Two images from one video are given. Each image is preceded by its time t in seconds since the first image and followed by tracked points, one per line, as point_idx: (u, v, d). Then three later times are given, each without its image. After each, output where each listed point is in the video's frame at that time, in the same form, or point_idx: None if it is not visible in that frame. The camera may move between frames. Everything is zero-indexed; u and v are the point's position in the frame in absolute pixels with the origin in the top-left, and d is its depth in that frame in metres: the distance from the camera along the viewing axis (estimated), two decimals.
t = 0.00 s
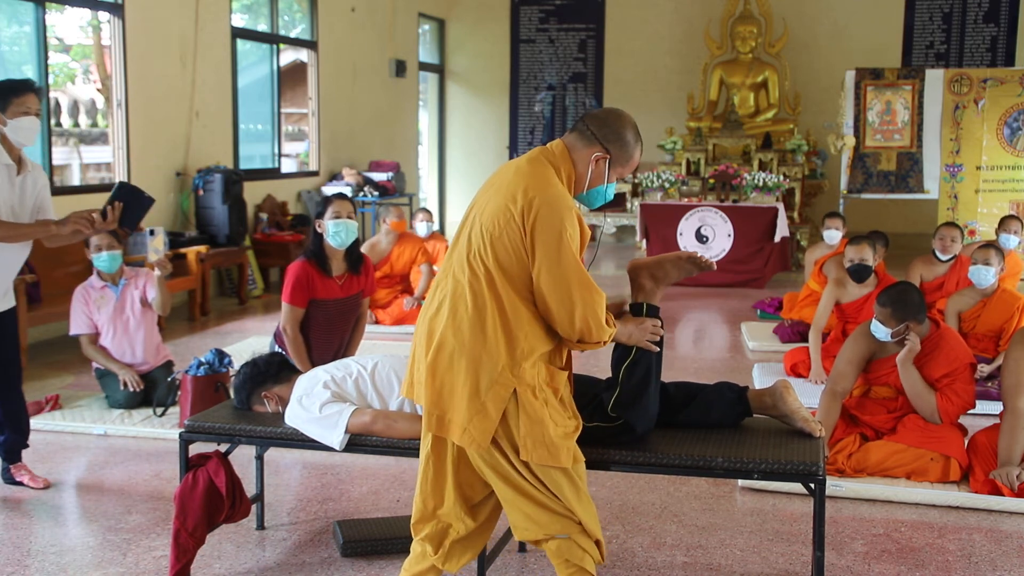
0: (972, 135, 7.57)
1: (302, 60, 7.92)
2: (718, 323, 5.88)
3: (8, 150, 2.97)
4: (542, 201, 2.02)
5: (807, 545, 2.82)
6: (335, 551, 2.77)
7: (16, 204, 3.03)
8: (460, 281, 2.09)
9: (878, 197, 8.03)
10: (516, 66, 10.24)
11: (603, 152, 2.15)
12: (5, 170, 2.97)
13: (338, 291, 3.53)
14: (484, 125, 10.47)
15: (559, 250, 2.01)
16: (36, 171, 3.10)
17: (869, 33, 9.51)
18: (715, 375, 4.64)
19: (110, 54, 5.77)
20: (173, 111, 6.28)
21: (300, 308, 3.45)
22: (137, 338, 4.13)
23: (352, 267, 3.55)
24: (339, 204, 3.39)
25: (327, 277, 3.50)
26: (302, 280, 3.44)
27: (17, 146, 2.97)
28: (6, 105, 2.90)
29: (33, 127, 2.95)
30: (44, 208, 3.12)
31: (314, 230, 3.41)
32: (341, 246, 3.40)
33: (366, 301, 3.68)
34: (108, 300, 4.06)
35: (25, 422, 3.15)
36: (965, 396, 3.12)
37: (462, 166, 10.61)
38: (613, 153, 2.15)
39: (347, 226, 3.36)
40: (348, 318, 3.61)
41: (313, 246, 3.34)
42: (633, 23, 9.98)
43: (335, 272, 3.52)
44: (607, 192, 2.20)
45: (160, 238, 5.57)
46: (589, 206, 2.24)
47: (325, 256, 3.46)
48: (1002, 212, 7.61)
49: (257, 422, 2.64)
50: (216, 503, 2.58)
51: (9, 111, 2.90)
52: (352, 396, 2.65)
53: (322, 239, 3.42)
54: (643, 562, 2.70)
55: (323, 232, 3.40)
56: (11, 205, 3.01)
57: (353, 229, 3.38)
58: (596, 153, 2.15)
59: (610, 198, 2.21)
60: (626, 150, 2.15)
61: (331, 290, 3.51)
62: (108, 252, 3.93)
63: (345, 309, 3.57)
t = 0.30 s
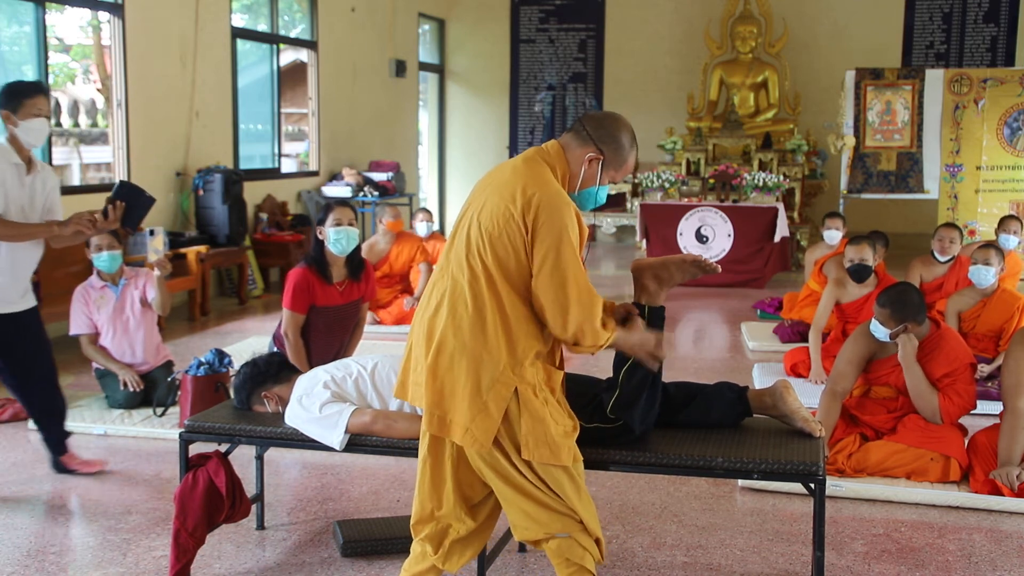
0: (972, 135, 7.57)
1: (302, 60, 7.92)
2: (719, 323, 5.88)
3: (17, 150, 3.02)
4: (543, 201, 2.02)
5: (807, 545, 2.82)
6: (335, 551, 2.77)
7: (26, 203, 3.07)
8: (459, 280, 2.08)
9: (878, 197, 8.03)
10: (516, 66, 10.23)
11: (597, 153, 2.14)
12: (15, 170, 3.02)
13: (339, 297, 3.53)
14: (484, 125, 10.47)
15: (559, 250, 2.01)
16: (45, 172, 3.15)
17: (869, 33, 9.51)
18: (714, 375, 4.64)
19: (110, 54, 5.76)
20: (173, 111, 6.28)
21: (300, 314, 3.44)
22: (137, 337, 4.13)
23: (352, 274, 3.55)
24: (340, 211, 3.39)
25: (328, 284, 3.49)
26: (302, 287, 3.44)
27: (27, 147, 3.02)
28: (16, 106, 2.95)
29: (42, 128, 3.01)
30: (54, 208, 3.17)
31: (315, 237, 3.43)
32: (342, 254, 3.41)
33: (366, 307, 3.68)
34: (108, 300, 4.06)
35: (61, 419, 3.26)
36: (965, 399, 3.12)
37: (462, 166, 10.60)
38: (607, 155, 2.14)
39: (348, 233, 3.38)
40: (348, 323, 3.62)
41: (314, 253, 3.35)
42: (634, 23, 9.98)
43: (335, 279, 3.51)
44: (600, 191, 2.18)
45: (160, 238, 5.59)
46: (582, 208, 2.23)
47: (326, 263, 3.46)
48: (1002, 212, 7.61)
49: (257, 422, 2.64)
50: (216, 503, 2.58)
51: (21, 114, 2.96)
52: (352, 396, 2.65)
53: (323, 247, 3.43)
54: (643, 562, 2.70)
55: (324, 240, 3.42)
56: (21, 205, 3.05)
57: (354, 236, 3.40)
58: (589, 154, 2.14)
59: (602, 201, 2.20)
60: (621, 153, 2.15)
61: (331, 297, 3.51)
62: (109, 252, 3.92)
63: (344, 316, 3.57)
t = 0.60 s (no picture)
0: (972, 135, 7.57)
1: (302, 60, 7.92)
2: (719, 323, 5.88)
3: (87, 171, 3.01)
4: (553, 207, 2.02)
5: (807, 545, 2.82)
6: (335, 551, 2.77)
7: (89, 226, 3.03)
8: (461, 278, 2.08)
9: (878, 197, 8.02)
10: (516, 65, 10.23)
11: (607, 165, 2.14)
12: (85, 194, 3.00)
13: (338, 298, 3.53)
14: (484, 124, 10.46)
15: (565, 256, 2.02)
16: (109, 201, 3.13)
17: (869, 33, 9.51)
18: (714, 375, 4.64)
19: (110, 54, 5.76)
20: (173, 111, 6.28)
21: (299, 315, 3.44)
22: (137, 338, 4.13)
23: (351, 274, 3.55)
24: (340, 213, 3.42)
25: (327, 285, 3.49)
26: (301, 288, 3.44)
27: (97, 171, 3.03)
28: (93, 130, 2.99)
29: (114, 154, 3.04)
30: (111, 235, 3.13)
31: (314, 237, 3.45)
32: (341, 255, 3.42)
33: (365, 308, 3.68)
34: (108, 300, 4.11)
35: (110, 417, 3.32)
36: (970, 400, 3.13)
37: (462, 166, 10.60)
38: (616, 166, 2.14)
39: (347, 234, 3.39)
40: (346, 324, 3.61)
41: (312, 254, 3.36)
42: (634, 22, 9.98)
43: (335, 280, 3.51)
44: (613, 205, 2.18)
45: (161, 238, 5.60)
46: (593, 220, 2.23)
47: (325, 264, 3.46)
48: (1002, 212, 7.61)
49: (257, 422, 2.64)
50: (216, 503, 2.58)
51: (97, 139, 2.99)
52: (351, 396, 2.65)
53: (322, 247, 3.44)
54: (643, 562, 2.70)
55: (323, 240, 3.43)
56: (84, 229, 3.02)
57: (353, 238, 3.41)
58: (599, 165, 2.14)
59: (613, 212, 2.20)
60: (633, 164, 2.15)
61: (330, 297, 3.51)
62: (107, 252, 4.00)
63: (342, 316, 3.57)
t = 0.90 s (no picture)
0: (972, 135, 7.58)
1: (302, 60, 7.92)
2: (718, 323, 5.88)
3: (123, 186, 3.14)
4: (584, 215, 2.03)
5: (807, 545, 2.82)
6: (335, 551, 2.77)
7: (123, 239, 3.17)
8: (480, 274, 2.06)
9: (878, 197, 8.02)
10: (516, 65, 10.22)
11: (626, 181, 2.15)
12: (119, 210, 3.13)
13: (338, 298, 3.53)
14: (484, 124, 10.46)
15: (594, 263, 2.03)
16: (148, 214, 3.26)
17: (869, 33, 9.51)
18: (714, 375, 4.64)
19: (110, 54, 5.76)
20: (173, 111, 6.28)
21: (299, 315, 3.44)
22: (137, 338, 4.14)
23: (351, 274, 3.54)
24: (339, 213, 3.42)
25: (327, 285, 3.49)
26: (301, 288, 3.44)
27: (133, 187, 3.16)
28: (129, 147, 3.12)
29: (151, 172, 3.15)
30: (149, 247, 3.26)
31: (314, 237, 3.45)
32: (340, 255, 3.42)
33: (364, 308, 3.67)
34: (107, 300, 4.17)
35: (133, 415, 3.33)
36: (966, 396, 3.11)
37: (463, 166, 10.60)
38: (635, 184, 2.15)
39: (346, 234, 3.39)
40: (346, 324, 3.61)
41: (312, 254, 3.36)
42: (634, 22, 9.98)
43: (334, 280, 3.52)
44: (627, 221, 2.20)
45: (161, 238, 5.60)
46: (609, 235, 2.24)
47: (325, 263, 3.47)
48: (1002, 212, 7.61)
49: (257, 422, 2.64)
50: (216, 503, 2.58)
51: (132, 155, 3.12)
52: (352, 396, 2.65)
53: (321, 247, 3.44)
54: (643, 562, 2.70)
55: (322, 240, 3.43)
56: (120, 242, 3.16)
57: (352, 237, 3.41)
58: (619, 181, 2.15)
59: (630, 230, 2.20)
60: (651, 183, 2.15)
61: (330, 297, 3.51)
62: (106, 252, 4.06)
63: (342, 316, 3.56)
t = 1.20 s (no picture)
0: (972, 135, 7.58)
1: (302, 60, 7.92)
2: (718, 323, 5.88)
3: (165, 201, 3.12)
4: (594, 213, 2.04)
5: (807, 545, 2.82)
6: (335, 551, 2.77)
7: (164, 254, 3.14)
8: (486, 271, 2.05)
9: (878, 197, 8.01)
10: (516, 65, 10.22)
11: (622, 172, 2.15)
12: (162, 226, 3.10)
13: (339, 299, 3.53)
14: (484, 125, 10.46)
15: (603, 261, 2.05)
16: (191, 228, 3.23)
17: (869, 33, 9.52)
18: (714, 375, 4.64)
19: (111, 54, 5.76)
20: (174, 111, 6.28)
21: (300, 315, 3.45)
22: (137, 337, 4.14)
23: (353, 275, 3.54)
24: (341, 213, 3.40)
25: (328, 286, 3.49)
26: (303, 288, 3.44)
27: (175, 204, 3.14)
28: (171, 164, 3.12)
29: (193, 189, 3.14)
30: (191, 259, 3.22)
31: (316, 238, 3.44)
32: (342, 256, 3.42)
33: (366, 308, 3.67)
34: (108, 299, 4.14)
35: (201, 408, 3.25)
36: (962, 389, 3.07)
37: (462, 166, 10.60)
38: (631, 173, 2.15)
39: (348, 235, 3.37)
40: (347, 325, 3.60)
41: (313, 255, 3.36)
42: (634, 22, 9.98)
43: (336, 281, 3.51)
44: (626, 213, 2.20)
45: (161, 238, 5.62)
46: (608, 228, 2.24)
47: (327, 264, 3.46)
48: (1002, 212, 7.61)
49: (256, 422, 2.64)
50: (216, 503, 2.58)
51: (174, 172, 3.11)
52: (352, 396, 2.65)
53: (324, 248, 3.43)
54: (643, 562, 2.70)
55: (325, 241, 3.42)
56: (162, 257, 3.13)
57: (354, 238, 3.40)
58: (614, 172, 2.15)
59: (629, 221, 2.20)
60: (646, 172, 2.16)
61: (331, 298, 3.51)
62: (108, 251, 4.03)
63: (344, 316, 3.56)
